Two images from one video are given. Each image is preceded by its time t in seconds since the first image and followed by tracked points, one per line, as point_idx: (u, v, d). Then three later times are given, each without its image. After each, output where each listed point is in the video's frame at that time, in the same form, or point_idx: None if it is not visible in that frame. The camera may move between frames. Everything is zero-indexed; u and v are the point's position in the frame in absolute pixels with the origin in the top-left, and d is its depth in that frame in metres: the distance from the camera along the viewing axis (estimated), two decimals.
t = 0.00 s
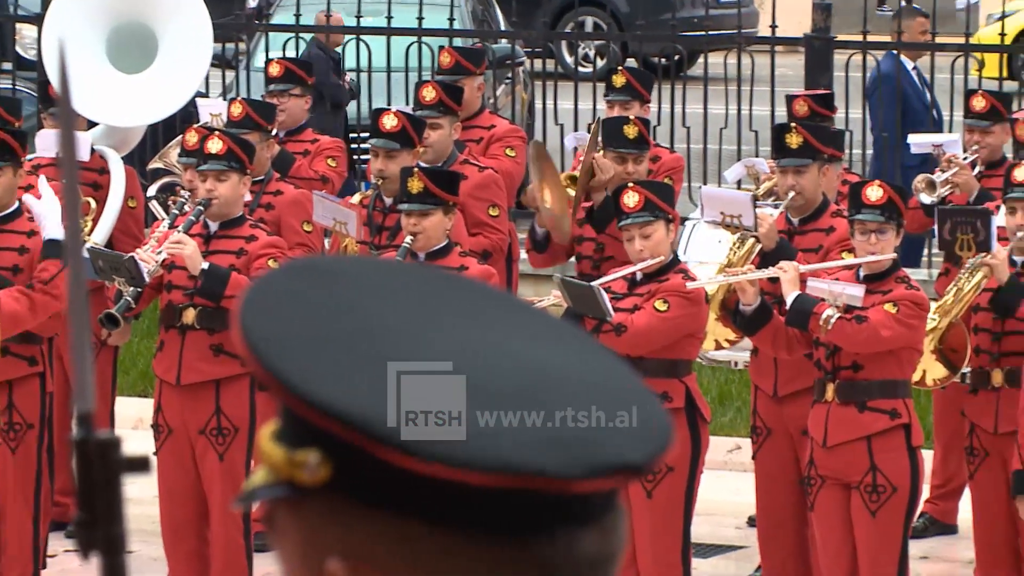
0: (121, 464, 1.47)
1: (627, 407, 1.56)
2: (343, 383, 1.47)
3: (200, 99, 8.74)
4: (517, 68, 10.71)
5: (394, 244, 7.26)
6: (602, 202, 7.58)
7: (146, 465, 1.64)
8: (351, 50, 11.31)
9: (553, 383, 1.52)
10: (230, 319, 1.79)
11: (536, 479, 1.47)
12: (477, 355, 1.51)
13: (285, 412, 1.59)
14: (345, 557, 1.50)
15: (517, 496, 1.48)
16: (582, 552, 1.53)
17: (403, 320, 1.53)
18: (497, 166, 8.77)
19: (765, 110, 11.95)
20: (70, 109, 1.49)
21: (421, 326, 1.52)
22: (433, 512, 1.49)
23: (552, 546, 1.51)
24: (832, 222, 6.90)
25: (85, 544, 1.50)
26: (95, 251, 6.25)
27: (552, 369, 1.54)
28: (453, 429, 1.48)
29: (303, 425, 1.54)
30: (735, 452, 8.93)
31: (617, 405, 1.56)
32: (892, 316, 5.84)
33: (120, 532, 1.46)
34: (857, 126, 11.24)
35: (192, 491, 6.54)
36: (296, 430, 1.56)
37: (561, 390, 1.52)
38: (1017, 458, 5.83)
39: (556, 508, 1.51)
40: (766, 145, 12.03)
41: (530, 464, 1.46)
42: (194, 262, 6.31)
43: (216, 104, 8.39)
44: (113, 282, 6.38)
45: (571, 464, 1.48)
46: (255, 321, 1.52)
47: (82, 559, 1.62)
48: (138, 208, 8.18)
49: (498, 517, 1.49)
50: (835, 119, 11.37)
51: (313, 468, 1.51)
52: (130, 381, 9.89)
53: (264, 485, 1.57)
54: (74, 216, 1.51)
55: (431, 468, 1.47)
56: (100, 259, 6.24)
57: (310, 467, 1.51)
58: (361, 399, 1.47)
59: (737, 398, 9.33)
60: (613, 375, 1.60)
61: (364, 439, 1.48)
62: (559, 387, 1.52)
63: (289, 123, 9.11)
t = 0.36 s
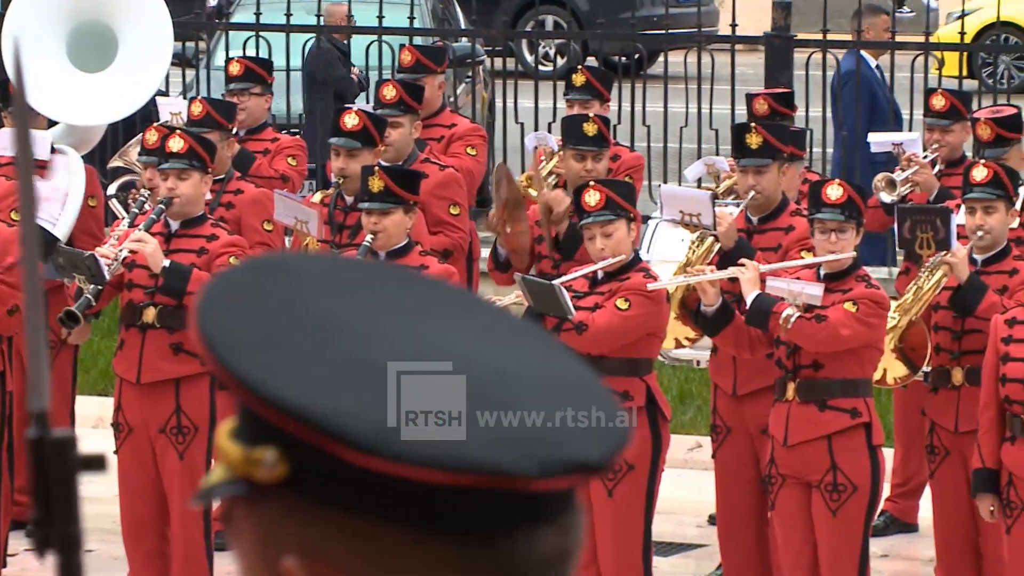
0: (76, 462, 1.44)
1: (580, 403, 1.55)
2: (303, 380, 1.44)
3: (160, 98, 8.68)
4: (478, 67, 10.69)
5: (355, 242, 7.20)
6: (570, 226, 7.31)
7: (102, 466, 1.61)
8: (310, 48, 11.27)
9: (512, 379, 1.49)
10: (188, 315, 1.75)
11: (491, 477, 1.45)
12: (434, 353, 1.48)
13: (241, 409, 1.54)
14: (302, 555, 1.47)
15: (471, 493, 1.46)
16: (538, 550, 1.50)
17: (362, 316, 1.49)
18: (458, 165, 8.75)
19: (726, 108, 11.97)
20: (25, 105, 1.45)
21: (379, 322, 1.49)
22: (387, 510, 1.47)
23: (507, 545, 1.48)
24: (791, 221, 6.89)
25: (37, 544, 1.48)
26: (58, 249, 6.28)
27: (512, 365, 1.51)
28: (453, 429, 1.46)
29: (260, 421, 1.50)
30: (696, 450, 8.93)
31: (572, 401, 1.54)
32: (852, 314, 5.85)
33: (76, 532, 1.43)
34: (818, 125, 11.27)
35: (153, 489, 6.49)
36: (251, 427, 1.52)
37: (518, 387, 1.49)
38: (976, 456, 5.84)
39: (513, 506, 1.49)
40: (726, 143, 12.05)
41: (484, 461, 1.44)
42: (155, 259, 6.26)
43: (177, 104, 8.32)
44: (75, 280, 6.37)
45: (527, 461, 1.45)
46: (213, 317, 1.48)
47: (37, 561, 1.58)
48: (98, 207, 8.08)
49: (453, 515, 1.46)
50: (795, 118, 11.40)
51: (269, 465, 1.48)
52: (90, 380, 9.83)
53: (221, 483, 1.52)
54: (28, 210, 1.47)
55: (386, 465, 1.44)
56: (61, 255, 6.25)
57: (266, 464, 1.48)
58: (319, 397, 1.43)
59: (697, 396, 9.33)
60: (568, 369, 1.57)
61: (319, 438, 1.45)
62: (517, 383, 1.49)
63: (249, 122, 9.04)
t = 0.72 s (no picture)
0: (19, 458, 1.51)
1: (529, 397, 1.52)
2: (253, 374, 1.42)
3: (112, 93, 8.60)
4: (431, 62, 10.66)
5: (309, 238, 7.15)
6: (521, 243, 7.04)
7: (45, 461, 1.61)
8: (264, 43, 11.18)
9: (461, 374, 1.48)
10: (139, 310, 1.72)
11: (437, 470, 1.43)
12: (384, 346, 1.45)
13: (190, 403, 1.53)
14: (248, 549, 1.45)
15: (418, 487, 1.43)
16: (485, 546, 1.47)
17: (313, 309, 1.47)
18: (413, 160, 8.71)
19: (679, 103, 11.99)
20: None
21: (329, 316, 1.47)
22: (334, 501, 1.44)
23: (453, 540, 1.45)
24: (744, 216, 6.90)
25: None
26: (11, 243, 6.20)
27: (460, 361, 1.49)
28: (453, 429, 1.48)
29: (209, 416, 1.49)
30: (651, 445, 8.94)
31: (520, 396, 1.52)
32: (806, 309, 5.86)
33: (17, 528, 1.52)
34: (772, 120, 11.27)
35: (107, 485, 6.44)
36: (201, 421, 1.51)
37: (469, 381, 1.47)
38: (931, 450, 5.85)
39: (460, 501, 1.46)
40: (680, 139, 12.07)
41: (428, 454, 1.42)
42: (110, 254, 6.17)
43: (129, 99, 8.30)
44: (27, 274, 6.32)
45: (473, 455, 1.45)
46: (165, 311, 1.46)
47: None
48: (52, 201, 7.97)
49: (400, 507, 1.44)
50: (749, 113, 11.43)
51: (218, 460, 1.46)
52: (43, 375, 9.75)
53: (172, 478, 1.52)
54: None
55: (333, 457, 1.41)
56: (15, 250, 6.18)
57: (215, 459, 1.46)
58: (269, 390, 1.42)
59: (651, 391, 9.33)
60: (518, 363, 1.55)
61: (266, 431, 1.43)
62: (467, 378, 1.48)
63: (203, 118, 8.96)
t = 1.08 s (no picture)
0: None
1: (494, 395, 1.52)
2: (223, 368, 1.40)
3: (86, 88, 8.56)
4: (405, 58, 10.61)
5: (283, 233, 7.11)
6: (488, 236, 7.00)
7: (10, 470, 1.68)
8: (238, 39, 11.12)
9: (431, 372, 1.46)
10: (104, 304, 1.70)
11: (407, 466, 1.41)
12: (354, 343, 1.44)
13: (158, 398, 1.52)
14: (217, 544, 1.44)
15: (388, 483, 1.42)
16: (452, 543, 1.47)
17: (281, 307, 1.45)
18: (387, 156, 8.69)
19: (653, 98, 11.98)
20: None
21: (298, 313, 1.45)
22: (304, 497, 1.43)
23: (421, 536, 1.44)
24: (719, 212, 6.91)
25: None
26: None
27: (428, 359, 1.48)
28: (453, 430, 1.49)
29: (178, 411, 1.47)
30: (625, 440, 8.94)
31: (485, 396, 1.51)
32: (781, 305, 5.86)
33: None
34: (746, 115, 11.27)
35: (82, 481, 6.40)
36: (169, 416, 1.49)
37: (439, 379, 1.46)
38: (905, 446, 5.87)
39: (427, 498, 1.45)
40: (654, 133, 12.07)
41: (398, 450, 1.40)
42: (84, 251, 6.11)
43: (104, 95, 8.23)
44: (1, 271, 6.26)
45: (445, 453, 1.44)
46: (133, 303, 1.44)
47: None
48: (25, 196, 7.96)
49: (369, 503, 1.43)
50: (723, 108, 11.43)
51: (186, 455, 1.44)
52: (17, 372, 9.69)
53: (138, 473, 1.50)
54: None
55: (303, 453, 1.40)
56: None
57: (183, 454, 1.44)
58: (239, 385, 1.40)
59: (626, 386, 9.32)
60: (484, 362, 1.54)
61: (236, 426, 1.41)
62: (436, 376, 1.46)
63: (177, 113, 8.92)
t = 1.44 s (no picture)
0: None
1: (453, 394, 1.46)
2: (173, 363, 1.34)
3: (55, 85, 8.52)
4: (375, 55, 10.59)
5: (253, 230, 7.07)
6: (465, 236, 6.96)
7: None
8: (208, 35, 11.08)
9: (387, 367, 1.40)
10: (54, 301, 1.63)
11: (362, 464, 1.36)
12: (307, 338, 1.38)
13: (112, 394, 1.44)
14: (172, 539, 1.38)
15: (342, 481, 1.37)
16: (405, 540, 1.42)
17: (230, 302, 1.39)
18: (356, 152, 8.66)
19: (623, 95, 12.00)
20: None
21: (248, 308, 1.39)
22: (259, 496, 1.37)
23: (376, 535, 1.40)
24: (688, 208, 6.91)
25: None
26: None
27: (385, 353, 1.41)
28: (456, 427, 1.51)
29: (132, 407, 1.39)
30: (595, 437, 8.93)
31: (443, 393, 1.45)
32: (752, 302, 5.86)
33: None
34: (714, 112, 11.30)
35: (51, 479, 6.35)
36: (121, 413, 1.41)
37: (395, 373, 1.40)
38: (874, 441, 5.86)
39: (386, 492, 1.40)
40: (624, 130, 12.09)
41: (353, 445, 1.34)
42: (54, 249, 6.11)
43: (72, 91, 8.23)
44: None
45: (396, 447, 1.37)
46: (80, 297, 1.38)
47: None
48: None
49: (325, 501, 1.37)
50: (693, 105, 11.46)
51: (140, 453, 1.37)
52: None
53: (93, 471, 1.41)
54: None
55: (256, 450, 1.33)
56: None
57: (137, 451, 1.37)
58: (190, 380, 1.33)
59: (595, 383, 9.32)
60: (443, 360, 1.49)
61: (187, 424, 1.34)
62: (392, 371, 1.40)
63: (146, 109, 8.89)
